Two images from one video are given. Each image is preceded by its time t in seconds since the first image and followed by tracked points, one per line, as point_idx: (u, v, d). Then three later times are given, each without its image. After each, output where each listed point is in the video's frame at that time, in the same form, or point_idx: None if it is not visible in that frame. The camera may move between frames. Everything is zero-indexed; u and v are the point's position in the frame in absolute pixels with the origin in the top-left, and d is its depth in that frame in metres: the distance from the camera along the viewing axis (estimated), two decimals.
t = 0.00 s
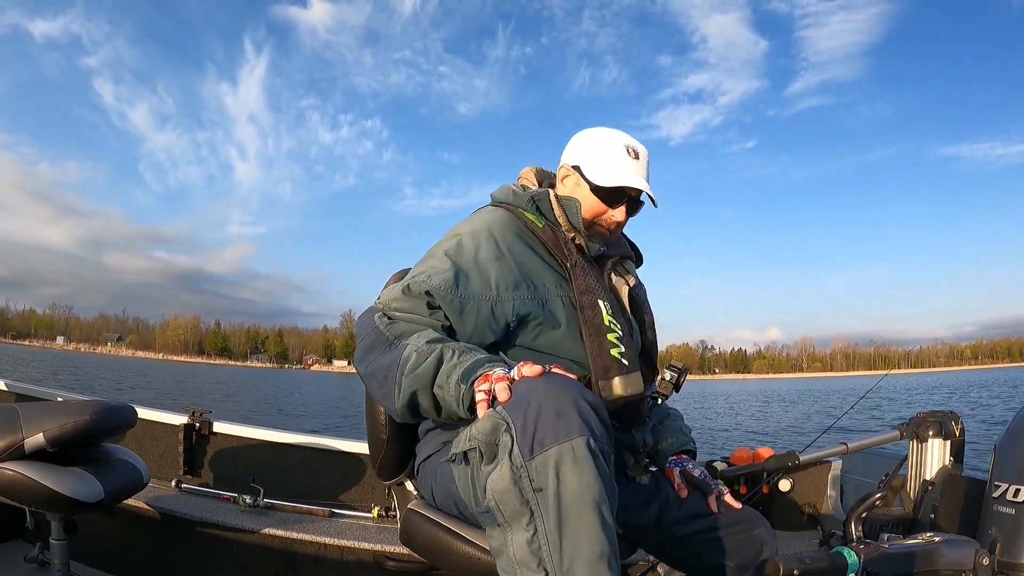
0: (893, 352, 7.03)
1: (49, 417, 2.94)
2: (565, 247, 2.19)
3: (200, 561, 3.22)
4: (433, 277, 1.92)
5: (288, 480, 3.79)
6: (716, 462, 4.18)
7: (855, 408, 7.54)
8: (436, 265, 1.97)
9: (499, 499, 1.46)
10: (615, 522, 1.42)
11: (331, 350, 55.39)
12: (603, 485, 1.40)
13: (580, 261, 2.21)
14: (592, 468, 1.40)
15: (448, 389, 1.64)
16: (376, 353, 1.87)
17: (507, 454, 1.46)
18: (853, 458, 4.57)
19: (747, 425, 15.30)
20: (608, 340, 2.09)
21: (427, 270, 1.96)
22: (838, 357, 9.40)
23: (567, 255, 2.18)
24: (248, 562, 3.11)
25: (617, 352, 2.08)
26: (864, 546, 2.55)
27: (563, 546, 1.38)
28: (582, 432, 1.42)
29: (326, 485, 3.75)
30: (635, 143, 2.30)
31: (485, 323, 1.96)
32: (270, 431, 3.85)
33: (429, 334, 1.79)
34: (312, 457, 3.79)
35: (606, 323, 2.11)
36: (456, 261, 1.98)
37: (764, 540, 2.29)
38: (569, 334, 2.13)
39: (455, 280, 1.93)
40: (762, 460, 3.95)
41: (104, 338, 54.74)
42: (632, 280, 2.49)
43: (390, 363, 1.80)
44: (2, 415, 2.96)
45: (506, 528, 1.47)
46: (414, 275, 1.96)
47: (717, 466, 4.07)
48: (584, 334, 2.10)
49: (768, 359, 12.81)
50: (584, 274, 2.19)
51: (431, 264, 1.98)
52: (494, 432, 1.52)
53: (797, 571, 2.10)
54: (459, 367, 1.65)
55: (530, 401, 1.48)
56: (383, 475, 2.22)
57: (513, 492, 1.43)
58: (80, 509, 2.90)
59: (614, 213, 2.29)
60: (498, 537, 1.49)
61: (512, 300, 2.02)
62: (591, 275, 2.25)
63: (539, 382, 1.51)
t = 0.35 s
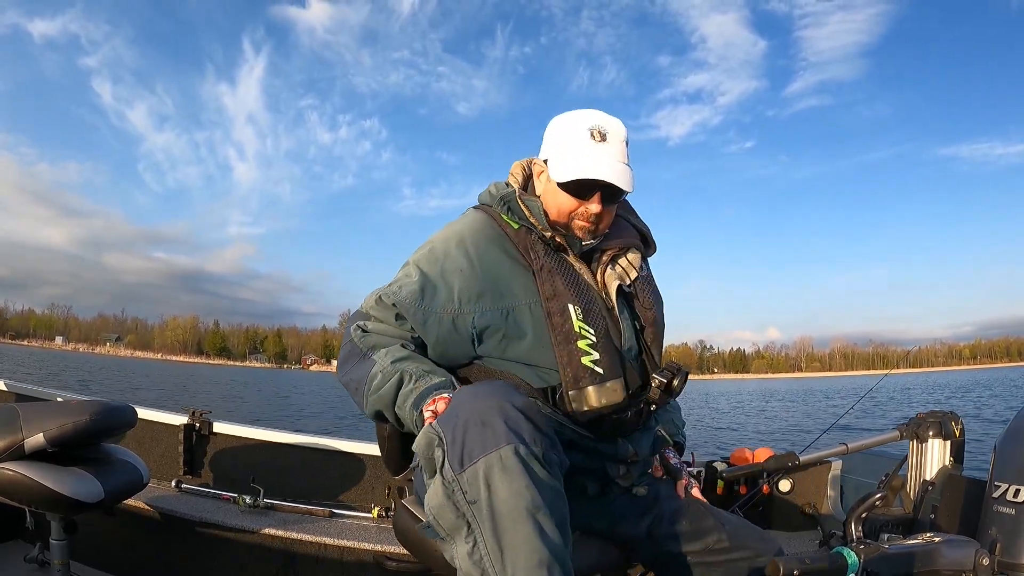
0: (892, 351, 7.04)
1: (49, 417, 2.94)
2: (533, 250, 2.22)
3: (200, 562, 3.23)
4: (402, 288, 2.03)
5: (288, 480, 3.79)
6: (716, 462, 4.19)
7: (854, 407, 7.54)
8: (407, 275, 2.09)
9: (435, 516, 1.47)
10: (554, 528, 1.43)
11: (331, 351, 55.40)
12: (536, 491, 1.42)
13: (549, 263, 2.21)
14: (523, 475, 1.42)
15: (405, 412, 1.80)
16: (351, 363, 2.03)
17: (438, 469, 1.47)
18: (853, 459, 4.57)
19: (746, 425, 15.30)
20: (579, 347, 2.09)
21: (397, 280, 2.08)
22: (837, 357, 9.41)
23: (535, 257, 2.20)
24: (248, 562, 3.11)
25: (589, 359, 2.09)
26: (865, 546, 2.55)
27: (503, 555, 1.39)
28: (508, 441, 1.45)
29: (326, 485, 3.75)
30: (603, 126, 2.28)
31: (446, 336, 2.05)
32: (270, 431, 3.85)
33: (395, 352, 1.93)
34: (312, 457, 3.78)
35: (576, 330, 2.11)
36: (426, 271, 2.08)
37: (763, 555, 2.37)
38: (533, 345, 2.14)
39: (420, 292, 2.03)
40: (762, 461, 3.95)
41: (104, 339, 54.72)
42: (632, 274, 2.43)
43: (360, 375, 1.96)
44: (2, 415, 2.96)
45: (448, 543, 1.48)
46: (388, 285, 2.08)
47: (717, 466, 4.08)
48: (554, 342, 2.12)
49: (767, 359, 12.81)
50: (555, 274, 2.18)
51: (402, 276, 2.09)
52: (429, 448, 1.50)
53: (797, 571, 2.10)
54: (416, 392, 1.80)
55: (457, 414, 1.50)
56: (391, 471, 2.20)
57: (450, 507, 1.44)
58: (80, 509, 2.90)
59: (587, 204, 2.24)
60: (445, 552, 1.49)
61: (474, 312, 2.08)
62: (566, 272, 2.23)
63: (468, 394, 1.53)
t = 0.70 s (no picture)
0: (890, 351, 7.05)
1: (49, 417, 2.94)
2: (513, 252, 2.23)
3: (200, 562, 3.23)
4: (392, 290, 2.05)
5: (288, 480, 3.79)
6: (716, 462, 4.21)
7: (853, 407, 7.55)
8: (396, 277, 2.11)
9: (391, 529, 1.51)
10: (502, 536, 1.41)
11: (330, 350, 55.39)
12: (478, 500, 1.41)
13: (528, 265, 2.21)
14: (462, 486, 1.42)
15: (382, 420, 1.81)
16: (342, 363, 2.07)
17: (387, 485, 1.51)
18: (853, 459, 4.57)
19: (745, 425, 15.31)
20: (557, 349, 2.09)
21: (389, 282, 2.08)
22: (835, 357, 9.42)
23: (514, 260, 2.21)
24: (248, 562, 3.11)
25: (567, 362, 2.09)
26: (865, 546, 2.55)
27: (452, 565, 1.39)
28: (447, 451, 1.45)
29: (327, 484, 3.75)
30: (577, 122, 2.28)
31: (428, 339, 2.06)
32: (270, 431, 3.85)
33: (378, 359, 1.93)
34: (312, 457, 3.78)
35: (553, 333, 2.11)
36: (415, 274, 2.10)
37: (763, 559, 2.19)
38: (513, 348, 2.16)
39: (407, 295, 2.04)
40: (762, 461, 3.95)
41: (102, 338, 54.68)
42: (622, 273, 2.43)
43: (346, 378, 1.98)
44: (2, 415, 2.95)
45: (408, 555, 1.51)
46: (379, 286, 2.09)
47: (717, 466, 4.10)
48: (534, 344, 2.12)
49: (766, 359, 12.82)
50: (533, 276, 2.18)
51: (393, 278, 2.11)
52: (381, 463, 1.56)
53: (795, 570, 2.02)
54: (390, 404, 1.80)
55: (403, 429, 1.53)
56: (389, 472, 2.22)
57: (401, 519, 1.47)
58: (80, 509, 2.90)
59: (567, 203, 2.25)
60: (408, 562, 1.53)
61: (456, 316, 2.10)
62: (547, 272, 2.23)
63: (413, 407, 1.56)
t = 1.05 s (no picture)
0: (888, 352, 7.06)
1: (49, 417, 2.94)
2: (508, 251, 2.23)
3: (200, 562, 3.22)
4: (392, 289, 2.07)
5: (288, 480, 3.79)
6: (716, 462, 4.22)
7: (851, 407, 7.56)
8: (396, 275, 2.12)
9: (377, 535, 1.52)
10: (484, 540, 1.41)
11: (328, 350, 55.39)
12: (457, 505, 1.41)
13: (522, 265, 2.20)
14: (441, 491, 1.42)
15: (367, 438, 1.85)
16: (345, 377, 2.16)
17: (371, 491, 1.52)
18: (852, 458, 4.58)
19: (744, 425, 15.32)
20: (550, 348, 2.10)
21: (389, 281, 2.10)
22: (833, 357, 9.44)
23: (509, 259, 2.21)
24: (248, 562, 3.11)
25: (560, 361, 2.09)
26: (865, 546, 2.55)
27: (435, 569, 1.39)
28: (425, 457, 1.46)
29: (326, 485, 3.74)
30: (571, 125, 2.30)
31: (425, 337, 2.07)
32: (270, 431, 3.85)
33: (367, 377, 1.96)
34: (312, 457, 3.78)
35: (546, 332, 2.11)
36: (414, 273, 2.11)
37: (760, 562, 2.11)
38: (510, 346, 2.15)
39: (406, 295, 2.06)
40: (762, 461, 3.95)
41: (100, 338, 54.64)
42: (620, 273, 2.43)
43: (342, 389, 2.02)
44: (2, 415, 2.95)
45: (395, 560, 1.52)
46: (380, 286, 2.11)
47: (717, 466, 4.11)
48: (527, 343, 2.13)
49: (763, 359, 12.82)
50: (527, 276, 2.18)
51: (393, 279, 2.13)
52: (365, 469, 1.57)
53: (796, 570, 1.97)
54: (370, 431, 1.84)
55: (384, 436, 1.54)
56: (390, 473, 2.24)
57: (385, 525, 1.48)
58: (80, 509, 2.89)
59: (563, 206, 2.24)
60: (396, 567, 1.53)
61: (454, 314, 2.10)
62: (542, 272, 2.23)
63: (394, 414, 1.57)
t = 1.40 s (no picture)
0: (886, 354, 7.08)
1: (49, 417, 2.93)
2: (504, 250, 2.23)
3: (200, 562, 3.22)
4: (390, 290, 2.09)
5: (287, 480, 3.79)
6: (716, 462, 4.23)
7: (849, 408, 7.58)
8: (395, 277, 2.15)
9: (368, 537, 1.52)
10: (474, 542, 1.40)
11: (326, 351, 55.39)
12: (447, 507, 1.41)
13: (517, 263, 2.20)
14: (430, 493, 1.41)
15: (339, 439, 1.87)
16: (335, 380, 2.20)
17: (361, 494, 1.52)
18: (852, 459, 4.58)
19: (742, 426, 15.34)
20: (546, 345, 2.10)
21: (387, 283, 2.12)
22: (830, 358, 9.46)
23: (505, 258, 2.21)
24: (248, 562, 3.11)
25: (556, 357, 2.10)
26: (865, 546, 2.56)
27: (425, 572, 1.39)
28: (415, 460, 1.46)
29: (326, 485, 3.74)
30: (567, 127, 2.30)
31: (422, 337, 2.08)
32: (271, 431, 3.85)
33: (351, 382, 1.99)
34: (312, 457, 3.77)
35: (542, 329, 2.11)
36: (411, 275, 2.13)
37: (762, 559, 2.12)
38: (507, 344, 2.15)
39: (404, 295, 2.08)
40: (762, 461, 3.95)
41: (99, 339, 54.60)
42: (615, 272, 2.44)
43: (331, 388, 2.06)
44: (2, 415, 2.95)
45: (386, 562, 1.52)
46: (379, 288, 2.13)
47: (717, 466, 4.13)
48: (523, 340, 2.12)
49: (761, 360, 12.84)
50: (523, 273, 2.18)
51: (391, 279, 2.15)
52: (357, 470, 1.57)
53: (796, 570, 1.97)
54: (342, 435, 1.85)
55: (375, 438, 1.54)
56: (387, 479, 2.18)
57: (375, 528, 1.48)
58: (79, 509, 2.89)
59: (560, 206, 2.25)
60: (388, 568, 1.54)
61: (451, 313, 2.11)
62: (539, 270, 2.23)
63: (386, 416, 1.57)
